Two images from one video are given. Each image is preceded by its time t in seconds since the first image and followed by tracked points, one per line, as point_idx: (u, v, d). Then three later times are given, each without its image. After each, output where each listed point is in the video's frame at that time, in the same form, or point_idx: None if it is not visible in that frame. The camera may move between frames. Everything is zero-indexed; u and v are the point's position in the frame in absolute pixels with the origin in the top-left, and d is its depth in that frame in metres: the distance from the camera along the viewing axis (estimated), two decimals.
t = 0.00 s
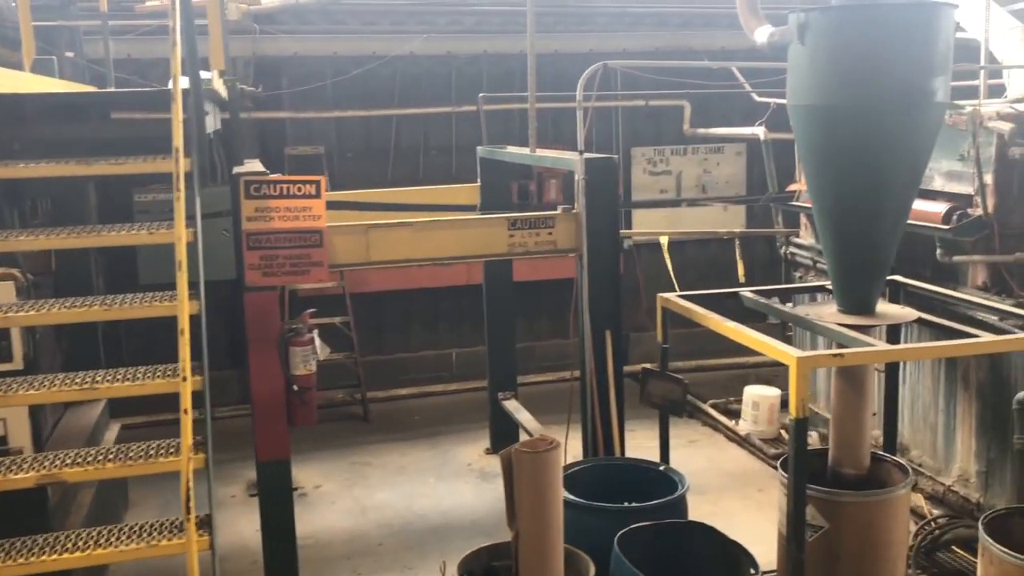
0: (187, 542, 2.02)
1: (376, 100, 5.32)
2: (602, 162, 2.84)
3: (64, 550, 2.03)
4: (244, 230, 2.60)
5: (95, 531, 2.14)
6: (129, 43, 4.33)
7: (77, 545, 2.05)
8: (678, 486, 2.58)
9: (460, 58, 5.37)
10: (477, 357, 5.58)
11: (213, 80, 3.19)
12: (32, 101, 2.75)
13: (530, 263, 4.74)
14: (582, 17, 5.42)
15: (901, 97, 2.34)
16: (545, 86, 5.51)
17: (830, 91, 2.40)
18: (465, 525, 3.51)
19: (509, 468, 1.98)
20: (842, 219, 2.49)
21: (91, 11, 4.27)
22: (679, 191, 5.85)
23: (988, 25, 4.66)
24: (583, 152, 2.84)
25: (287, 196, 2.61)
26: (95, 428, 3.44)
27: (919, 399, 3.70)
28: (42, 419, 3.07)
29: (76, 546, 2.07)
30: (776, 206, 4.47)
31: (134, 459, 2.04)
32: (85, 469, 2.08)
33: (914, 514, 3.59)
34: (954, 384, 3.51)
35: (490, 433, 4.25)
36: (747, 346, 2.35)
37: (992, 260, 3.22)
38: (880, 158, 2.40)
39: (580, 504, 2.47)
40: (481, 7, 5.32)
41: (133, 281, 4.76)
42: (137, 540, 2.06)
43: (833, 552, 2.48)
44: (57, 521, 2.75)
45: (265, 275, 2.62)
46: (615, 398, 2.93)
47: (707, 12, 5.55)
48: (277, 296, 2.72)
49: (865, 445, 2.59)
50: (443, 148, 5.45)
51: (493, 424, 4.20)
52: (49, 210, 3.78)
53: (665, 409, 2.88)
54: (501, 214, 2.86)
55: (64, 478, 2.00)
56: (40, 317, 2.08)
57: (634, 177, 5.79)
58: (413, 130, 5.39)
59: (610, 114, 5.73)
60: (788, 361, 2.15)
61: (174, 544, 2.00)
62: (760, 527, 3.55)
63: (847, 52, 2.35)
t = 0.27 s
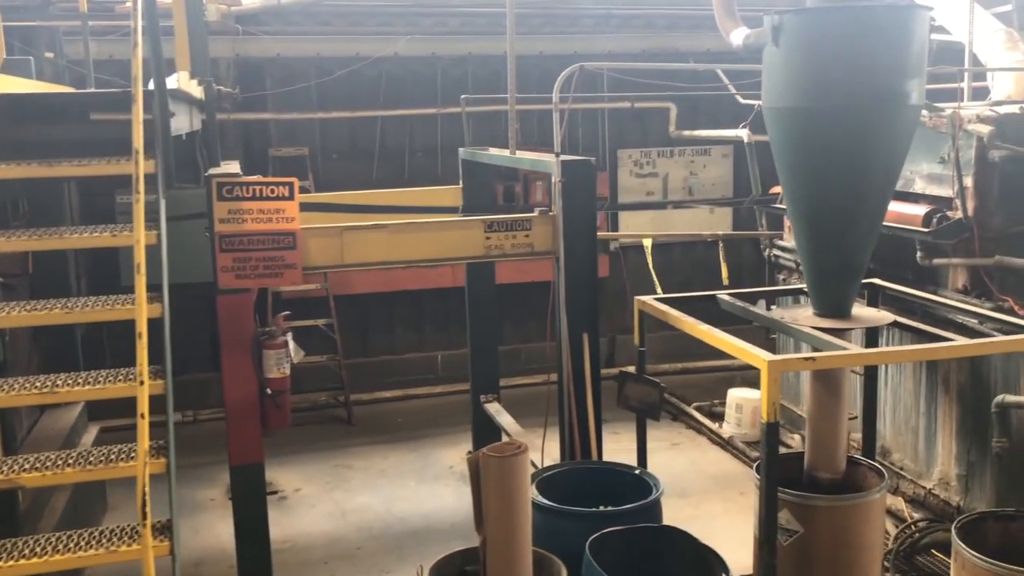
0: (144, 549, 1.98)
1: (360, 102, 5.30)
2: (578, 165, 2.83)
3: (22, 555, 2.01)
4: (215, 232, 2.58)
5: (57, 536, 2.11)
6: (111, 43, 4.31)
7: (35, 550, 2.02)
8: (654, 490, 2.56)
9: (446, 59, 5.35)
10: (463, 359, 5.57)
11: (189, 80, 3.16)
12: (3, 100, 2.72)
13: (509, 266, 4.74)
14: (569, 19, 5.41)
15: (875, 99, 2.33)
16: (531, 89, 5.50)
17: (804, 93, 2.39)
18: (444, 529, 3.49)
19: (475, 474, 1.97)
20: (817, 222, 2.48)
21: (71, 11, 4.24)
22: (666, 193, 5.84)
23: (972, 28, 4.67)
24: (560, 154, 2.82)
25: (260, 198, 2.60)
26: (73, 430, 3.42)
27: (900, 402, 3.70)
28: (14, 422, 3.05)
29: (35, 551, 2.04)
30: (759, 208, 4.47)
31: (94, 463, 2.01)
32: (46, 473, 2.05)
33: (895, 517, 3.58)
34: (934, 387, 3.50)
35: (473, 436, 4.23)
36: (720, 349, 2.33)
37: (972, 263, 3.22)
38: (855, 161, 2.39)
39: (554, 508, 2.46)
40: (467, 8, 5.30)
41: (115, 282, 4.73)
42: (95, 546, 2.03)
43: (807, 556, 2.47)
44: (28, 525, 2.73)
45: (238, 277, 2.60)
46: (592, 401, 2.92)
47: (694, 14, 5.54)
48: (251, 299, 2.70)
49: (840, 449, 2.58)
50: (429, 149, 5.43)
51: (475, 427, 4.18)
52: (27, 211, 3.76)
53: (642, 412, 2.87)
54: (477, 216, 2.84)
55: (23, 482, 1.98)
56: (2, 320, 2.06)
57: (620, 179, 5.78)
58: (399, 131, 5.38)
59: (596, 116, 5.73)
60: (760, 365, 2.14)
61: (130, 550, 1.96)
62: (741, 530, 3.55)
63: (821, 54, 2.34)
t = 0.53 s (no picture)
0: (111, 551, 1.97)
1: (350, 100, 5.28)
2: (561, 165, 2.81)
3: None
4: (194, 231, 2.57)
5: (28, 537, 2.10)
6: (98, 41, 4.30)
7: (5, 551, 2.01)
8: (635, 491, 2.54)
9: (436, 57, 5.33)
10: (453, 359, 5.56)
11: (174, 80, 3.14)
12: None
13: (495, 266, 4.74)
14: (560, 18, 5.41)
15: (856, 100, 2.32)
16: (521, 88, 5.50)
17: (784, 93, 2.38)
18: (429, 530, 3.48)
19: (451, 476, 1.95)
20: (798, 223, 2.47)
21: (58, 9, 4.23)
22: (657, 193, 5.84)
23: (962, 28, 4.66)
24: (543, 154, 2.80)
25: (240, 197, 2.59)
26: (56, 430, 3.40)
27: (887, 403, 3.69)
28: None
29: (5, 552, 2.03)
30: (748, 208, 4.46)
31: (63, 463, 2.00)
32: (16, 474, 2.04)
33: (882, 518, 3.57)
34: (920, 389, 3.49)
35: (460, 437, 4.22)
36: (700, 350, 2.32)
37: (957, 264, 3.21)
38: (835, 161, 2.38)
39: (533, 510, 2.45)
40: (458, 7, 5.29)
41: (102, 281, 4.72)
42: (64, 547, 2.01)
43: (788, 559, 2.46)
44: (7, 525, 2.72)
45: (217, 277, 2.59)
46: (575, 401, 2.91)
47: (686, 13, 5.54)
48: (231, 298, 2.69)
49: (822, 451, 2.57)
50: (419, 148, 5.41)
51: (462, 428, 4.17)
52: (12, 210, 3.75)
53: (625, 413, 2.86)
54: (460, 215, 2.83)
55: None
56: None
57: (611, 178, 5.78)
58: (389, 130, 5.36)
59: (587, 115, 5.73)
60: (738, 366, 2.13)
61: (97, 552, 1.95)
62: (726, 531, 3.54)
63: (801, 55, 2.33)
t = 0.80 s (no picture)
0: (74, 552, 1.97)
1: (342, 97, 5.27)
2: (546, 163, 2.79)
3: None
4: (174, 228, 2.55)
5: None
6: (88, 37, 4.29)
7: None
8: (616, 491, 2.52)
9: (429, 54, 5.32)
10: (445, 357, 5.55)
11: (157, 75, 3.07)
12: None
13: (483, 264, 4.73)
14: (553, 16, 5.40)
15: (839, 98, 2.31)
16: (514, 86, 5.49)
17: (767, 92, 2.36)
18: (415, 528, 3.47)
19: (426, 476, 1.94)
20: (781, 222, 2.46)
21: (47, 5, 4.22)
22: (651, 191, 5.83)
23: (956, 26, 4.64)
24: (528, 152, 2.78)
25: (220, 194, 2.58)
26: (41, 427, 3.40)
27: (876, 403, 3.67)
28: None
29: None
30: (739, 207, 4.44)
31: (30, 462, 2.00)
32: None
33: (870, 519, 3.56)
34: (909, 389, 3.47)
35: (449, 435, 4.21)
36: (680, 349, 2.31)
37: (946, 264, 3.18)
38: (818, 161, 2.36)
39: (512, 509, 2.44)
40: (451, 4, 5.27)
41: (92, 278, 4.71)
42: (31, 546, 2.01)
43: (771, 559, 2.45)
44: None
45: (198, 274, 2.58)
46: (559, 400, 2.89)
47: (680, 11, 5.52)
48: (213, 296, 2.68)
49: (806, 451, 2.56)
50: (412, 145, 5.40)
51: (451, 426, 4.16)
52: None
53: (609, 413, 2.84)
54: (444, 213, 2.81)
55: None
56: None
57: (605, 176, 5.78)
58: (381, 127, 5.35)
59: (580, 113, 5.71)
60: (718, 366, 2.12)
61: (60, 553, 1.95)
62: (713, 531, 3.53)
63: (784, 53, 2.31)
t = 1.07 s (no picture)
0: (38, 555, 1.98)
1: (333, 95, 5.25)
2: (529, 160, 2.78)
3: None
4: (155, 226, 2.54)
5: None
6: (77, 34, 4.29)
7: None
8: (599, 490, 2.51)
9: (421, 52, 5.30)
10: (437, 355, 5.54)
11: (138, 69, 2.97)
12: None
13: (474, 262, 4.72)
14: (546, 13, 5.39)
15: (821, 97, 2.29)
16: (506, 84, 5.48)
17: (749, 90, 2.35)
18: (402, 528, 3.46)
19: (401, 477, 1.92)
20: (763, 222, 2.44)
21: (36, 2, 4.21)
22: (644, 190, 5.81)
23: (948, 24, 4.62)
24: (512, 150, 2.77)
25: (201, 191, 2.56)
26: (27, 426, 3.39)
27: (865, 402, 3.66)
28: None
29: None
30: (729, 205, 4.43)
31: None
32: None
33: (858, 518, 3.55)
34: (898, 389, 3.46)
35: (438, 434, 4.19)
36: (661, 349, 2.30)
37: (933, 263, 3.16)
38: (800, 159, 2.35)
39: (492, 509, 2.43)
40: (443, 2, 5.26)
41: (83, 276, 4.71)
42: None
43: (754, 560, 2.44)
44: None
45: (180, 273, 2.57)
46: (544, 400, 2.88)
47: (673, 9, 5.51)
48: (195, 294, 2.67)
49: (789, 451, 2.55)
50: (404, 143, 5.38)
51: (440, 425, 4.14)
52: None
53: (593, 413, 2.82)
54: (427, 212, 2.79)
55: None
56: None
57: (597, 175, 5.76)
58: (372, 125, 5.33)
59: (573, 111, 5.70)
60: (697, 366, 2.11)
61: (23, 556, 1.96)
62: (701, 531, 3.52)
63: (766, 51, 2.30)
